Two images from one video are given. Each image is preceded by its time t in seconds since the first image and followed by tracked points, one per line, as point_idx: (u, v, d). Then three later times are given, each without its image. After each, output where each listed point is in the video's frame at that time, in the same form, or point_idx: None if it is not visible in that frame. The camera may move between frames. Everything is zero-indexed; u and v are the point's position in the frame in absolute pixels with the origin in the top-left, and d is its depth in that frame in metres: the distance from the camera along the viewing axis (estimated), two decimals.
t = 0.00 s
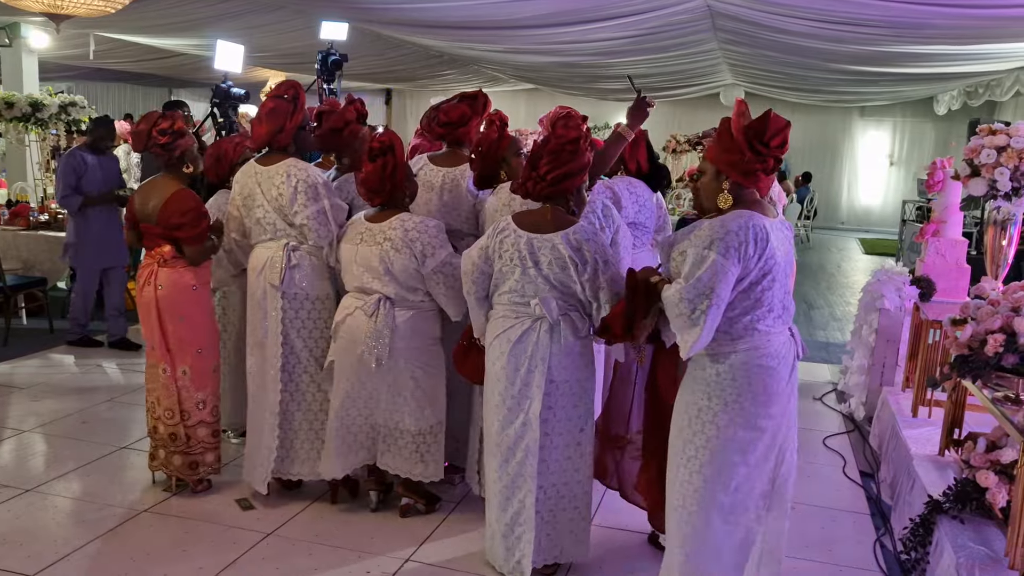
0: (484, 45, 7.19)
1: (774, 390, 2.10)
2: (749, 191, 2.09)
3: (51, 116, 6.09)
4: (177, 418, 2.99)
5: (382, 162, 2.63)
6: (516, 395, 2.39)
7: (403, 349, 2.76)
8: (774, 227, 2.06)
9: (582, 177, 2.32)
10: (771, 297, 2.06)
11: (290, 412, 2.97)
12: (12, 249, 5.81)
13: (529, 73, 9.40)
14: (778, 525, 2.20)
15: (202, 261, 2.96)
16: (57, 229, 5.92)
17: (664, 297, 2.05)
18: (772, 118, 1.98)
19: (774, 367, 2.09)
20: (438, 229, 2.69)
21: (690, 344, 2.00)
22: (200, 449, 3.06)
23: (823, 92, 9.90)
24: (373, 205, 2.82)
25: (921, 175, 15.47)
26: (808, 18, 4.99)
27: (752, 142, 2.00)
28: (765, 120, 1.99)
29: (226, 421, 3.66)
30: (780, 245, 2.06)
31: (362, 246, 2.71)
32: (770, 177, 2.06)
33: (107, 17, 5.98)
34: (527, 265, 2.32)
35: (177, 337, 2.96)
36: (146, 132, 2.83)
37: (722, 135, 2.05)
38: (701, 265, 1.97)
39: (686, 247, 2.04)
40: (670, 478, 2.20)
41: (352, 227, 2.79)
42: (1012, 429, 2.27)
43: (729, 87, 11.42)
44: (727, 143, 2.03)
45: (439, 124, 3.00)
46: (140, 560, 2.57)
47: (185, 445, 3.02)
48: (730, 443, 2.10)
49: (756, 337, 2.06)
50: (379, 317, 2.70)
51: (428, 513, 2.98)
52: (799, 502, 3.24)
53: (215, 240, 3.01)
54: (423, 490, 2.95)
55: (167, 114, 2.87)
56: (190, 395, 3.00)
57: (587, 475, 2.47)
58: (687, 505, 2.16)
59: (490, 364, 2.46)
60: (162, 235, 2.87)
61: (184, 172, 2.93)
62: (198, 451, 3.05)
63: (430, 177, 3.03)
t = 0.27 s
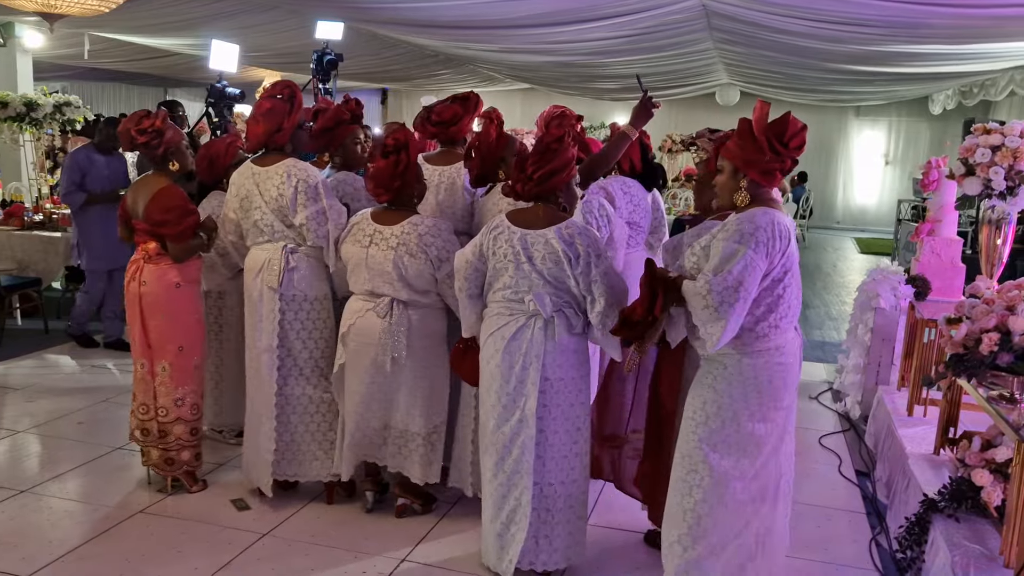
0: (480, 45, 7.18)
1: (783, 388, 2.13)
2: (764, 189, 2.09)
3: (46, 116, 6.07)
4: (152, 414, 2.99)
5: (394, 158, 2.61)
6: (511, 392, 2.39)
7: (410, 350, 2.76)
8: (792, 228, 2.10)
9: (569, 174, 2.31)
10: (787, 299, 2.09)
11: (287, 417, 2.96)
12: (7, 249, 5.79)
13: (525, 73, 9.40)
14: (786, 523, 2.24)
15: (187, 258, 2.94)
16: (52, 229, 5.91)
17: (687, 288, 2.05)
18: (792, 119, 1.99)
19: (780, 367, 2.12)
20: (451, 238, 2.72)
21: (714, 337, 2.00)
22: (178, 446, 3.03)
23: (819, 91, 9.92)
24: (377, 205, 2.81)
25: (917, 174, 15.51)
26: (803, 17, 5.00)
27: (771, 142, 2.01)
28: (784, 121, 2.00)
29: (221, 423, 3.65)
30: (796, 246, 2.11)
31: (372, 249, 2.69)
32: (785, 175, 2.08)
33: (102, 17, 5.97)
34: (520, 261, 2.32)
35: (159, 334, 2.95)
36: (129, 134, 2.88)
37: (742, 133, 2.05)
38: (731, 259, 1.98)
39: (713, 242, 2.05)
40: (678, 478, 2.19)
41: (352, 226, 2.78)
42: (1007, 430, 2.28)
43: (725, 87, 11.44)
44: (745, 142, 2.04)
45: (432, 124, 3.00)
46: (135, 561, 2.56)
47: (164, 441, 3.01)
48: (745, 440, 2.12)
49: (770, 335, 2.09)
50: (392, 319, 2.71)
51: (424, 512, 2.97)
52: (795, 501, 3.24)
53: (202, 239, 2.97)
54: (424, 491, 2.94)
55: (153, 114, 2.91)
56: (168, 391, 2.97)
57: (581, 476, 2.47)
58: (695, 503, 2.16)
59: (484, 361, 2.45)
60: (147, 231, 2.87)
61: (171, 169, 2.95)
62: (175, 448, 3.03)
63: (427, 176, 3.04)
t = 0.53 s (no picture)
0: (476, 45, 7.19)
1: (784, 392, 2.16)
2: (775, 193, 2.10)
3: (41, 116, 6.06)
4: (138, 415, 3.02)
5: (410, 159, 2.60)
6: (506, 393, 2.38)
7: (417, 352, 2.75)
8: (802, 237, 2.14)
9: (561, 175, 2.31)
10: (797, 306, 2.12)
11: (283, 421, 2.95)
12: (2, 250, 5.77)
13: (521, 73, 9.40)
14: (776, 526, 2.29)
15: (172, 258, 2.95)
16: (47, 230, 5.89)
17: (705, 283, 2.05)
18: (804, 126, 2.03)
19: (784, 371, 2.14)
20: (455, 241, 2.73)
21: (731, 334, 2.01)
22: (168, 447, 3.02)
23: (815, 92, 9.94)
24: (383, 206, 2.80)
25: (911, 175, 15.55)
26: (798, 18, 5.01)
27: (786, 147, 2.03)
28: (795, 128, 2.04)
29: (214, 423, 3.64)
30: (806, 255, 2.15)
31: (377, 253, 2.68)
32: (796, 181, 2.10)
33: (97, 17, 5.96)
34: (514, 262, 2.32)
35: (146, 334, 2.95)
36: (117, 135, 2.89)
37: (756, 136, 2.05)
38: (752, 257, 1.99)
39: (731, 240, 2.06)
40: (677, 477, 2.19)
41: (355, 227, 2.77)
42: (1002, 429, 2.28)
43: (720, 87, 11.46)
44: (759, 145, 2.04)
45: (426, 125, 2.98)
46: (132, 562, 2.56)
47: (153, 442, 3.01)
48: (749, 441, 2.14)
49: (786, 339, 2.12)
50: (397, 321, 2.71)
51: (420, 512, 2.98)
52: (790, 500, 3.25)
53: (196, 244, 3.09)
54: (421, 493, 2.94)
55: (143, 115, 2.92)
56: (157, 392, 2.97)
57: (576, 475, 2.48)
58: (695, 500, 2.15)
59: (480, 362, 2.45)
60: (135, 231, 2.89)
61: (160, 170, 2.95)
62: (166, 449, 3.02)
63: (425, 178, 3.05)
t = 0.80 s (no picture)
0: (472, 45, 7.18)
1: (788, 390, 2.17)
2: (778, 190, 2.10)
3: (36, 117, 6.04)
4: (131, 415, 3.00)
5: (417, 158, 2.60)
6: (506, 393, 2.38)
7: (415, 354, 2.75)
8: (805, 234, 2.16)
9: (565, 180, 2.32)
10: (800, 302, 2.14)
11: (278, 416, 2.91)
12: None
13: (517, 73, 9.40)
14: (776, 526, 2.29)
15: (165, 257, 2.94)
16: (42, 230, 5.87)
17: (714, 273, 2.03)
18: (810, 125, 2.04)
19: (787, 369, 2.16)
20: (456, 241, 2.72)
21: (741, 322, 2.00)
22: (159, 449, 3.02)
23: (810, 91, 9.95)
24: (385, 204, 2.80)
25: (906, 174, 15.59)
26: (794, 17, 5.01)
27: (793, 144, 2.04)
28: (802, 125, 2.05)
29: (209, 424, 3.63)
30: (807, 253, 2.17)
31: (379, 253, 2.68)
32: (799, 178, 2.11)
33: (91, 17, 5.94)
34: (518, 263, 2.31)
35: (140, 334, 2.94)
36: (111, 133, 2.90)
37: (764, 131, 2.05)
38: (764, 248, 1.99)
39: (741, 232, 2.06)
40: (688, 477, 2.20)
41: (359, 226, 2.76)
42: (998, 427, 2.28)
43: (716, 87, 11.47)
44: (766, 141, 2.04)
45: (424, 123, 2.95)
46: (128, 562, 2.55)
47: (145, 444, 3.00)
48: (757, 437, 2.15)
49: (787, 335, 2.14)
50: (396, 322, 2.72)
51: (416, 513, 2.97)
52: (786, 499, 3.26)
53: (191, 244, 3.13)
54: (418, 493, 2.93)
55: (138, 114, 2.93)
56: (149, 393, 2.96)
57: (574, 474, 2.48)
58: (706, 501, 2.17)
59: (478, 362, 2.45)
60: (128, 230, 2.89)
61: (153, 169, 2.94)
62: (157, 451, 3.02)
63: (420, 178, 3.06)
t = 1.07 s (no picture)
0: (469, 45, 7.18)
1: (790, 389, 2.17)
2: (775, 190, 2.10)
3: (31, 117, 6.02)
4: (135, 418, 2.99)
5: (416, 162, 2.61)
6: (509, 395, 2.38)
7: (415, 355, 2.75)
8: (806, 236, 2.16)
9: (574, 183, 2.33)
10: (801, 303, 2.14)
11: (280, 416, 2.93)
12: None
13: (513, 73, 9.39)
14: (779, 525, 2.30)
15: (168, 258, 2.93)
16: (37, 231, 5.86)
17: (718, 273, 2.02)
18: (806, 125, 2.04)
19: (788, 368, 2.16)
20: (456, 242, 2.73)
21: (745, 323, 1.99)
22: (161, 452, 3.02)
23: (806, 91, 9.97)
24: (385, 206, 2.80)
25: (902, 174, 15.62)
26: (790, 18, 5.02)
27: (789, 145, 2.03)
28: (797, 125, 2.04)
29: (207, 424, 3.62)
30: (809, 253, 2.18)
31: (379, 254, 2.68)
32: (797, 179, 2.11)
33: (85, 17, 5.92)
34: (521, 266, 2.31)
35: (142, 336, 2.93)
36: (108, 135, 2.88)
37: (759, 132, 2.06)
38: (770, 249, 2.00)
39: (746, 233, 2.06)
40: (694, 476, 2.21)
41: (359, 227, 2.76)
42: (993, 427, 2.28)
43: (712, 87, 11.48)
44: (762, 142, 2.04)
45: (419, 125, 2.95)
46: (124, 564, 2.54)
47: (148, 446, 3.00)
48: (761, 436, 2.16)
49: (789, 335, 2.14)
50: (396, 323, 2.71)
51: (414, 513, 2.97)
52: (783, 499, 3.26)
53: (189, 244, 3.06)
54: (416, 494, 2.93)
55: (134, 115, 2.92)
56: (151, 395, 2.96)
57: (572, 471, 2.49)
58: (711, 500, 2.18)
59: (480, 365, 2.43)
60: (129, 232, 2.88)
61: (150, 170, 2.93)
62: (160, 454, 3.02)
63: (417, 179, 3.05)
